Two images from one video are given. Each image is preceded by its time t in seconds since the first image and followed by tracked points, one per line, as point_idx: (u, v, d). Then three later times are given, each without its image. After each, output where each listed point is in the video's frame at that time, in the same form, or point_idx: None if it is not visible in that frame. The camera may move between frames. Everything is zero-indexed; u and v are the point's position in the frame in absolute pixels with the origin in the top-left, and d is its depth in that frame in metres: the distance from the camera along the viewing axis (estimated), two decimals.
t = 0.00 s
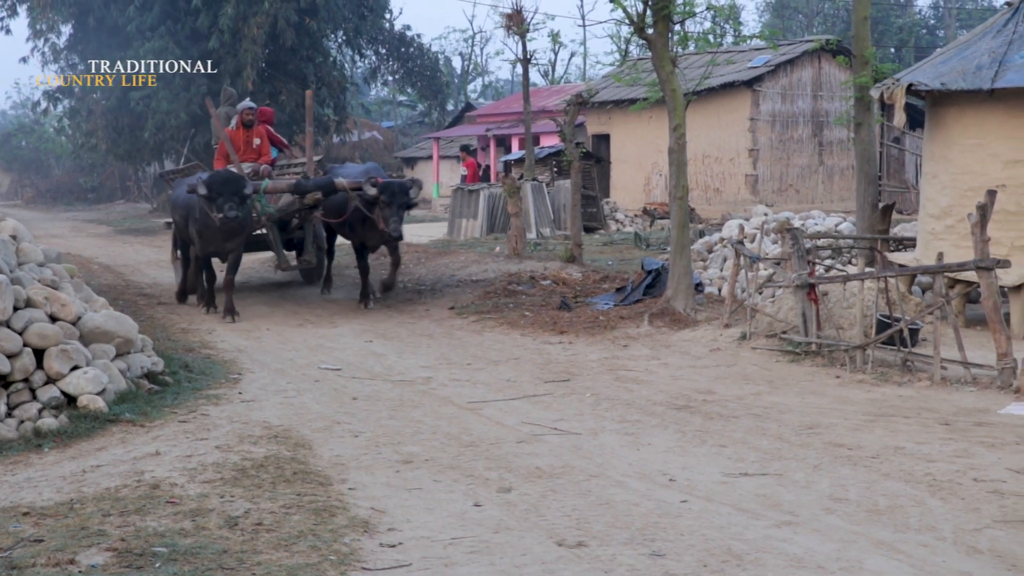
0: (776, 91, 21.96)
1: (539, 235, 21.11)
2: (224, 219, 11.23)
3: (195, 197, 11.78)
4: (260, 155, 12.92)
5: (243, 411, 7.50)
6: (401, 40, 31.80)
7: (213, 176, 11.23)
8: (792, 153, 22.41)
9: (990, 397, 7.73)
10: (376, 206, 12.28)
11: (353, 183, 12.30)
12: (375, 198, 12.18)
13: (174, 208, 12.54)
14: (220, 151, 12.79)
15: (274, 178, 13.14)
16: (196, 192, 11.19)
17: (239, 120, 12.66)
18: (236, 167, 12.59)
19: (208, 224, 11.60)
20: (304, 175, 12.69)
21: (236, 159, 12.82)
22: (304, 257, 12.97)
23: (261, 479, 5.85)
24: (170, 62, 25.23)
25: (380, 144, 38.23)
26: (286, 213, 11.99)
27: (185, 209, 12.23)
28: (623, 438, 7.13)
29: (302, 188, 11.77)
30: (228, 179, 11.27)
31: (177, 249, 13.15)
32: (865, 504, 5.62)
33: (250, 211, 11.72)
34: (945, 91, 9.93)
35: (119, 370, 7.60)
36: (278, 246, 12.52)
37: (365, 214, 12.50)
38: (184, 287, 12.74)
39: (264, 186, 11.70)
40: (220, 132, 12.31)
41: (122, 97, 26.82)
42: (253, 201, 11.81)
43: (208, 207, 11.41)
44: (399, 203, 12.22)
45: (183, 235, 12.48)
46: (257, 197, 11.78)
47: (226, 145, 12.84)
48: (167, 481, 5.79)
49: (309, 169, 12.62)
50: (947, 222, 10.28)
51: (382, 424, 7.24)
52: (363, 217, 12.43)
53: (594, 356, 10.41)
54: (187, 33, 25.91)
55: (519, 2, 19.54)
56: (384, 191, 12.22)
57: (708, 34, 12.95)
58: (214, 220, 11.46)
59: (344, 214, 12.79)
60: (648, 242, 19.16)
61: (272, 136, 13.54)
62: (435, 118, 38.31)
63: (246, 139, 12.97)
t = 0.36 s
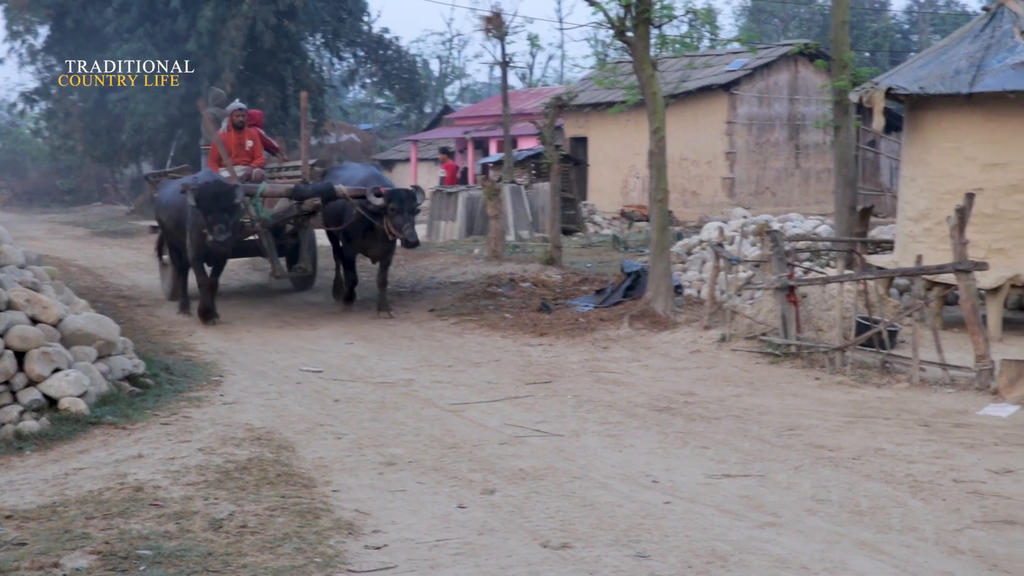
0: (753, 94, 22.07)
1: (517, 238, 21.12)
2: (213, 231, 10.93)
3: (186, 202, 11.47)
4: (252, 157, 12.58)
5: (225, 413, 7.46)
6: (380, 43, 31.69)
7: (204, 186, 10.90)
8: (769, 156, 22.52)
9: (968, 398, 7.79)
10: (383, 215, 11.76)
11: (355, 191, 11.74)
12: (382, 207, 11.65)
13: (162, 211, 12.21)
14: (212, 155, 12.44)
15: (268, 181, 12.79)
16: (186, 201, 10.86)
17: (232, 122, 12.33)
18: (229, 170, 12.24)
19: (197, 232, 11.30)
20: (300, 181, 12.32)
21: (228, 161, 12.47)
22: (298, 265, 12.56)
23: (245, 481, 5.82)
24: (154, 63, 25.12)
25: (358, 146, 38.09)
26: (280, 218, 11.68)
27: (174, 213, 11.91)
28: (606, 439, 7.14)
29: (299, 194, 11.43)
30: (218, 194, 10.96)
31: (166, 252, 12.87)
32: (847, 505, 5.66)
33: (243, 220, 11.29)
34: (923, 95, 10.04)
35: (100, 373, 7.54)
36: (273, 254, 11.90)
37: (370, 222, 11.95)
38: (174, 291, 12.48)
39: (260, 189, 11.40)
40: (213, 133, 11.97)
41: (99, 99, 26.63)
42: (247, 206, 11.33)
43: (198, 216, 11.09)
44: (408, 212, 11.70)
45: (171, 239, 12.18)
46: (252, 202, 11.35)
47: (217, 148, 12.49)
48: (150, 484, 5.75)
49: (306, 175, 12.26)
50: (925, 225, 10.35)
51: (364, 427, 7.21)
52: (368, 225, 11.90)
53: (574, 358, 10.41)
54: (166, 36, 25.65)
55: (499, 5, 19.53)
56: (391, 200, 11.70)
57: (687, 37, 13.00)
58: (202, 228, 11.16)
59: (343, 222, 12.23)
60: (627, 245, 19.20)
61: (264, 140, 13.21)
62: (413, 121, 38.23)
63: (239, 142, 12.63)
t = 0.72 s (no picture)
0: (722, 96, 22.19)
1: (488, 238, 21.11)
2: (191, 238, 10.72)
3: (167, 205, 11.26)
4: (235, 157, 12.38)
5: (200, 414, 7.39)
6: (350, 44, 31.54)
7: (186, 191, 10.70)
8: (739, 157, 22.64)
9: (940, 398, 7.86)
10: (374, 211, 11.57)
11: (345, 189, 11.60)
12: (373, 202, 11.47)
13: (145, 211, 11.96)
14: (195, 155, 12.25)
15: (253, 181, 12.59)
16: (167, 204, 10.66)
17: (217, 120, 12.13)
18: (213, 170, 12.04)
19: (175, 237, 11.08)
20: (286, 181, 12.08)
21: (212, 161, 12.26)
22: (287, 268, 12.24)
23: (221, 482, 5.76)
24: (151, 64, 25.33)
25: (329, 146, 37.90)
26: (269, 221, 11.19)
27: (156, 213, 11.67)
28: (581, 440, 7.14)
29: (288, 194, 11.07)
30: (196, 194, 10.66)
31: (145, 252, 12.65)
32: (822, 505, 5.70)
33: (226, 222, 10.95)
34: (894, 97, 10.11)
35: (73, 373, 7.46)
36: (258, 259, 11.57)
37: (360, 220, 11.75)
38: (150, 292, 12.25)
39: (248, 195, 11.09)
40: (196, 132, 11.77)
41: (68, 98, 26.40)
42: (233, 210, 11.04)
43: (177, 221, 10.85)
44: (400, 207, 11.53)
45: (151, 240, 11.96)
46: (238, 206, 11.05)
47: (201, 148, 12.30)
48: (126, 485, 5.68)
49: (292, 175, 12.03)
50: (896, 227, 10.44)
51: (340, 427, 7.17)
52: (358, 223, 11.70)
53: (548, 358, 10.42)
54: (134, 36, 25.45)
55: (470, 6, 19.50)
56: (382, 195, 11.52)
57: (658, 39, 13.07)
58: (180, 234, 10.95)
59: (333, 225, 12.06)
60: (598, 246, 19.25)
61: (249, 140, 13.01)
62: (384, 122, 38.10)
63: (222, 141, 12.43)
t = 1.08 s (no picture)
0: (687, 97, 22.30)
1: (455, 238, 21.07)
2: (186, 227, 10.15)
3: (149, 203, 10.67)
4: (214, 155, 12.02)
5: (169, 414, 7.29)
6: (314, 42, 31.31)
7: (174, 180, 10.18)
8: (703, 158, 22.77)
9: (907, 398, 7.93)
10: (362, 215, 11.22)
11: (332, 190, 11.21)
12: (362, 207, 11.11)
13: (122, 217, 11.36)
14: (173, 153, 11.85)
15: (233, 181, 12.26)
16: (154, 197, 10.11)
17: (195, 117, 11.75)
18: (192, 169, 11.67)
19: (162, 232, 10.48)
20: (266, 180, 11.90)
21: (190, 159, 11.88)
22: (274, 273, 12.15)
23: (192, 483, 5.68)
24: (151, 64, 24.90)
25: (295, 145, 37.66)
26: (252, 220, 10.97)
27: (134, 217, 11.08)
28: (552, 439, 7.13)
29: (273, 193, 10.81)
30: (191, 190, 10.21)
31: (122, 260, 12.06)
32: (794, 504, 5.73)
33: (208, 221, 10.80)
34: (861, 99, 10.19)
35: (40, 374, 7.33)
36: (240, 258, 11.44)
37: (346, 223, 11.42)
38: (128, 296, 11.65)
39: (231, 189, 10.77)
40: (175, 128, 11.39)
41: (29, 96, 26.03)
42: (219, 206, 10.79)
43: (168, 220, 10.33)
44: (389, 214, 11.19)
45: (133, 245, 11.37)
46: (222, 204, 10.81)
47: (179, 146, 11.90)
48: (96, 485, 5.59)
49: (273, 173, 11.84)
50: (863, 227, 10.54)
51: (310, 427, 7.11)
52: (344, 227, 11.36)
53: (517, 358, 10.39)
54: (96, 33, 25.37)
55: (436, 6, 19.41)
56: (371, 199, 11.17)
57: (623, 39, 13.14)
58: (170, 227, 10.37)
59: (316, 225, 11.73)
60: (564, 246, 19.26)
61: (227, 139, 12.66)
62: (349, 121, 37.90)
63: (201, 139, 12.05)
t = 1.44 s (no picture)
0: (649, 96, 22.38)
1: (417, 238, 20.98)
2: (177, 249, 9.54)
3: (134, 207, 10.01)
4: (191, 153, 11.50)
5: (133, 415, 7.16)
6: (273, 40, 30.83)
7: (164, 195, 9.47)
8: (665, 158, 22.86)
9: (872, 397, 8.00)
10: (358, 209, 10.64)
11: (327, 187, 10.63)
12: (359, 199, 10.54)
13: (102, 210, 10.73)
14: (149, 149, 11.20)
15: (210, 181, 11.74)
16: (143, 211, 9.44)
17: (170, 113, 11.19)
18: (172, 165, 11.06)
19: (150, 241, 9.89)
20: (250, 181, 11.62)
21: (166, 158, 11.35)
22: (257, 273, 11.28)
23: (159, 484, 5.60)
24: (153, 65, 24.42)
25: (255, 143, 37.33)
26: (244, 219, 10.38)
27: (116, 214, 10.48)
28: (521, 439, 7.10)
29: (267, 191, 10.20)
30: (183, 206, 9.52)
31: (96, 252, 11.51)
32: (763, 502, 5.75)
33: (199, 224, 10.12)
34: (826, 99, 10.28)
35: (1, 374, 7.16)
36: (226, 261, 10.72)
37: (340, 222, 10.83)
38: (102, 297, 11.46)
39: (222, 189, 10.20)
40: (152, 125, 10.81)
41: None
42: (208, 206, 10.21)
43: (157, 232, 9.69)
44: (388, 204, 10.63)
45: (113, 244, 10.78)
46: (212, 202, 10.22)
47: (156, 140, 11.25)
48: (61, 487, 5.49)
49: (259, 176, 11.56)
50: (828, 227, 10.63)
51: (277, 428, 7.03)
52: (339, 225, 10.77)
53: (483, 358, 10.34)
54: (52, 29, 25.01)
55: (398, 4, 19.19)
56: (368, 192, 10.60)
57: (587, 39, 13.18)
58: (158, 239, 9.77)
59: (310, 229, 11.13)
60: (527, 245, 19.24)
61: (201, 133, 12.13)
62: (310, 119, 37.59)
63: (176, 135, 11.50)
